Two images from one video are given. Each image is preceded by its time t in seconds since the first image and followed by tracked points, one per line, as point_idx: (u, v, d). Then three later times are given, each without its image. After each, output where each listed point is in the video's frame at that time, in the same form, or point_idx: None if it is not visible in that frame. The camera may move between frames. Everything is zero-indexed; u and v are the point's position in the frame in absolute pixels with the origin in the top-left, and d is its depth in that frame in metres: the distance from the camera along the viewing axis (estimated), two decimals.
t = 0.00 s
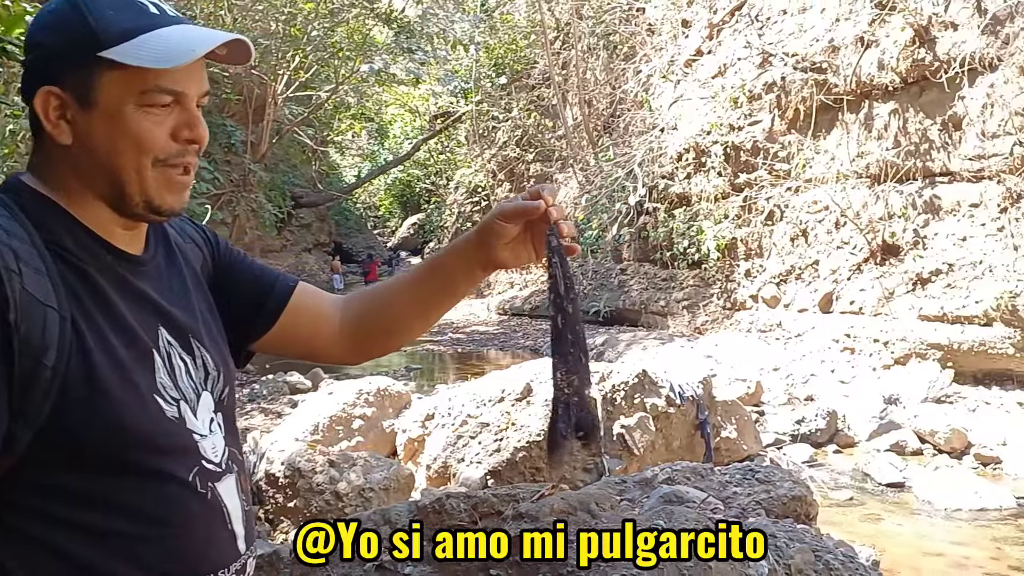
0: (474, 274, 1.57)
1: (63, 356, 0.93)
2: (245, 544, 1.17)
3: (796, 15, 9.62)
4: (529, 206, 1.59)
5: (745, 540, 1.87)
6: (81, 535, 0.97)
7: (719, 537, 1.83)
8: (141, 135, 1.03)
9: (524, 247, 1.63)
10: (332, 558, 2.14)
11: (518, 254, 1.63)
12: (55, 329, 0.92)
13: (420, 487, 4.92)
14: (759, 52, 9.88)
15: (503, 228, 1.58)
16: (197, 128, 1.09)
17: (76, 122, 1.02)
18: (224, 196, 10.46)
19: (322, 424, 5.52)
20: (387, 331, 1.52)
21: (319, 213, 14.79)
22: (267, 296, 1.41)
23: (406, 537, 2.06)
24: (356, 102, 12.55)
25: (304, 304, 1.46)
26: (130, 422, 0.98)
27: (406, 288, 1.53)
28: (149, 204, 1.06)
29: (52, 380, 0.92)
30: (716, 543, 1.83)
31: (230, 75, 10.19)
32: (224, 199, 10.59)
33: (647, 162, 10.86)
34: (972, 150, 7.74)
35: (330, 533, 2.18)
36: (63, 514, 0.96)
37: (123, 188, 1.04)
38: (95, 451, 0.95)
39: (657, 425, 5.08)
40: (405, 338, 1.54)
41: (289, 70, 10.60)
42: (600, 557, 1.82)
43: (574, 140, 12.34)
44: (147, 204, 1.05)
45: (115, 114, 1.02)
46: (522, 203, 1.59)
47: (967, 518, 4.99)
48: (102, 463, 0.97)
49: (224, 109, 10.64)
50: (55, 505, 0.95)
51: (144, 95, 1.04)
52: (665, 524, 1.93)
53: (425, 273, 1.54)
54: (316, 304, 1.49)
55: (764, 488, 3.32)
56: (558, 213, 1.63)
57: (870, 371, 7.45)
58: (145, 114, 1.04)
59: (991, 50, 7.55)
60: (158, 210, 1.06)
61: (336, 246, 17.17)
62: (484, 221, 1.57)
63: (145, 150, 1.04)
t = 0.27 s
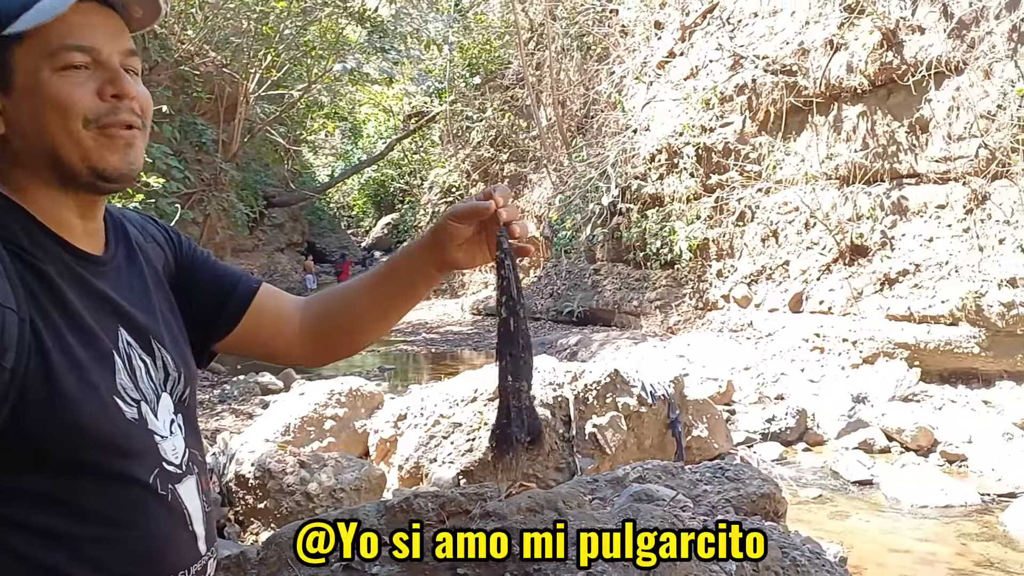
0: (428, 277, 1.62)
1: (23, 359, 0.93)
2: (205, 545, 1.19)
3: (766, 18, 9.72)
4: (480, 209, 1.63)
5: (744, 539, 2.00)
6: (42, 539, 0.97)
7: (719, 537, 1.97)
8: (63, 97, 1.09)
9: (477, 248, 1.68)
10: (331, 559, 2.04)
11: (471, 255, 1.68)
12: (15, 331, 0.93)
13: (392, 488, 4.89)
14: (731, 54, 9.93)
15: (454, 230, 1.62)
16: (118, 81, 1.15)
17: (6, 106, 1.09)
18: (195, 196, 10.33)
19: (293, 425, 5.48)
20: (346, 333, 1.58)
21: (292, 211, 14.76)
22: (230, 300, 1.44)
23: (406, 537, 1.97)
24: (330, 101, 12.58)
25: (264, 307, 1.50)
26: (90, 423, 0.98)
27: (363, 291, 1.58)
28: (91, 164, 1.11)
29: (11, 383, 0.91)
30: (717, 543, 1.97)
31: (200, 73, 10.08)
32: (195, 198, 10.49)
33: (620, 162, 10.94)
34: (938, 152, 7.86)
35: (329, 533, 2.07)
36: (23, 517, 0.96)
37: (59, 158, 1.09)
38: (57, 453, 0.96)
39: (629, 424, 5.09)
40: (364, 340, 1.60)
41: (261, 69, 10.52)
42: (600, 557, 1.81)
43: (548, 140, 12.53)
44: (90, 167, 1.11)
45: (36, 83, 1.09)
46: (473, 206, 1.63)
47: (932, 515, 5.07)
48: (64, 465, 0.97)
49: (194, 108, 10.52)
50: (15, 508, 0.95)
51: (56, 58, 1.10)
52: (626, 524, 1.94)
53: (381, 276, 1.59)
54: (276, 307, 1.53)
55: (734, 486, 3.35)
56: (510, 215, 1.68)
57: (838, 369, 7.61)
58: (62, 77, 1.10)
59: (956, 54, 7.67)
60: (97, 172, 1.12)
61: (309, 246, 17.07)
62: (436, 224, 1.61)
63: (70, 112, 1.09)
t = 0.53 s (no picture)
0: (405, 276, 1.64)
1: None
2: (187, 543, 1.22)
3: (755, 20, 9.76)
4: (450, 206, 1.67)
5: (745, 539, 2.00)
6: (20, 538, 0.99)
7: (719, 537, 1.98)
8: (31, 102, 1.11)
9: (452, 248, 1.70)
10: (331, 558, 2.04)
11: (444, 253, 1.70)
12: None
13: (380, 488, 4.87)
14: (719, 55, 10.00)
15: (425, 228, 1.66)
16: (89, 84, 1.16)
17: None
18: (183, 195, 10.30)
19: (281, 425, 5.47)
20: (327, 335, 1.58)
21: (282, 211, 14.79)
22: (210, 300, 1.45)
23: (406, 537, 1.99)
24: (320, 100, 12.61)
25: (245, 309, 1.52)
26: (67, 422, 1.00)
27: (339, 292, 1.59)
28: (63, 168, 1.12)
29: None
30: (717, 543, 1.98)
31: (188, 72, 10.05)
32: (183, 197, 10.43)
33: (609, 163, 11.01)
34: (925, 153, 7.91)
35: (328, 532, 2.07)
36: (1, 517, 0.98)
37: (28, 161, 1.11)
38: (34, 453, 0.98)
39: (617, 423, 5.11)
40: (345, 342, 1.60)
41: (250, 68, 10.48)
42: (600, 557, 1.83)
43: (538, 141, 12.58)
44: (60, 171, 1.12)
45: (4, 88, 1.11)
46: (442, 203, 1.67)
47: (917, 513, 5.11)
48: (44, 466, 0.99)
49: (182, 107, 10.49)
50: None
51: (25, 62, 1.13)
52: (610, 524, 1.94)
53: (356, 278, 1.60)
54: (257, 310, 1.54)
55: (721, 485, 3.36)
56: (480, 212, 1.72)
57: (826, 369, 7.66)
58: (30, 80, 1.12)
59: (942, 55, 7.71)
60: (67, 177, 1.13)
61: (299, 245, 17.03)
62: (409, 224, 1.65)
63: (39, 116, 1.11)
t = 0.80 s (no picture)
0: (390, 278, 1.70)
1: None
2: (175, 541, 1.33)
3: (752, 19, 9.77)
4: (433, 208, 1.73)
5: (745, 539, 2.00)
6: (11, 540, 1.09)
7: (719, 537, 1.99)
8: (23, 109, 1.19)
9: (436, 250, 1.77)
10: (331, 559, 2.04)
11: (427, 255, 1.76)
12: None
13: (377, 487, 4.86)
14: (716, 54, 10.00)
15: (409, 230, 1.72)
16: (78, 94, 1.24)
17: None
18: (180, 194, 10.29)
19: (278, 424, 5.47)
20: (314, 337, 1.65)
21: (278, 209, 14.77)
22: (200, 302, 1.53)
23: (406, 537, 1.99)
24: (317, 98, 12.61)
25: (235, 311, 1.59)
26: (56, 420, 1.11)
27: (325, 297, 1.66)
28: (50, 176, 1.21)
29: None
30: (717, 543, 1.99)
31: (185, 71, 10.04)
32: (180, 196, 10.39)
33: (606, 162, 11.03)
34: (922, 152, 7.92)
35: (327, 532, 2.06)
36: None
37: (16, 165, 1.19)
38: (24, 450, 1.08)
39: (614, 422, 5.09)
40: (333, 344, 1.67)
41: (247, 67, 10.47)
42: (599, 557, 1.83)
43: (535, 140, 12.61)
44: (46, 177, 1.21)
45: None
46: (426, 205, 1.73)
47: (913, 512, 5.12)
48: (34, 462, 1.09)
49: (179, 106, 10.48)
50: None
51: (18, 67, 1.20)
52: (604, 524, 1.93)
53: (342, 282, 1.67)
54: (248, 312, 1.62)
55: (717, 484, 3.37)
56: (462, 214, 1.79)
57: (823, 368, 7.66)
58: (22, 85, 1.20)
59: (939, 54, 7.72)
60: (53, 182, 1.22)
61: (296, 245, 16.99)
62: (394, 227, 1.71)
63: (28, 122, 1.19)
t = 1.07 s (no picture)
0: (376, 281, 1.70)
1: None
2: (167, 537, 1.33)
3: (750, 17, 9.75)
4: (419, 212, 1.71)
5: (745, 539, 2.01)
6: (7, 540, 1.09)
7: (719, 537, 1.98)
8: (44, 114, 1.19)
9: (421, 253, 1.74)
10: (332, 559, 2.04)
11: (415, 257, 1.74)
12: None
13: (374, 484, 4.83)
14: (714, 52, 10.00)
15: (394, 235, 1.70)
16: (94, 102, 1.25)
17: None
18: (178, 191, 10.27)
19: (275, 422, 5.46)
20: (303, 337, 1.66)
21: (276, 207, 14.76)
22: (190, 301, 1.54)
23: (406, 537, 1.99)
24: (315, 96, 12.60)
25: (224, 311, 1.60)
26: (45, 416, 1.10)
27: (311, 298, 1.67)
28: (63, 181, 1.22)
29: None
30: (717, 543, 1.99)
31: (183, 68, 10.03)
32: (178, 193, 10.36)
33: (604, 160, 11.04)
34: (920, 150, 7.92)
35: (327, 532, 2.05)
36: None
37: (31, 169, 1.19)
38: (16, 448, 1.08)
39: (612, 420, 5.09)
40: (320, 345, 1.68)
41: (245, 64, 10.45)
42: (600, 557, 1.82)
43: (533, 137, 12.40)
44: (57, 180, 1.21)
45: (15, 94, 1.18)
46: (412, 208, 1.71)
47: (911, 510, 5.12)
48: (24, 460, 1.09)
49: (177, 103, 10.46)
50: None
51: (39, 71, 1.20)
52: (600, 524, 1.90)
53: (328, 283, 1.67)
54: (236, 312, 1.63)
55: (714, 482, 3.37)
56: (449, 218, 1.76)
57: (820, 366, 7.66)
58: (41, 90, 1.20)
59: (937, 53, 7.73)
60: (64, 187, 1.22)
61: (293, 243, 16.97)
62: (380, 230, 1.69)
63: (49, 129, 1.19)
